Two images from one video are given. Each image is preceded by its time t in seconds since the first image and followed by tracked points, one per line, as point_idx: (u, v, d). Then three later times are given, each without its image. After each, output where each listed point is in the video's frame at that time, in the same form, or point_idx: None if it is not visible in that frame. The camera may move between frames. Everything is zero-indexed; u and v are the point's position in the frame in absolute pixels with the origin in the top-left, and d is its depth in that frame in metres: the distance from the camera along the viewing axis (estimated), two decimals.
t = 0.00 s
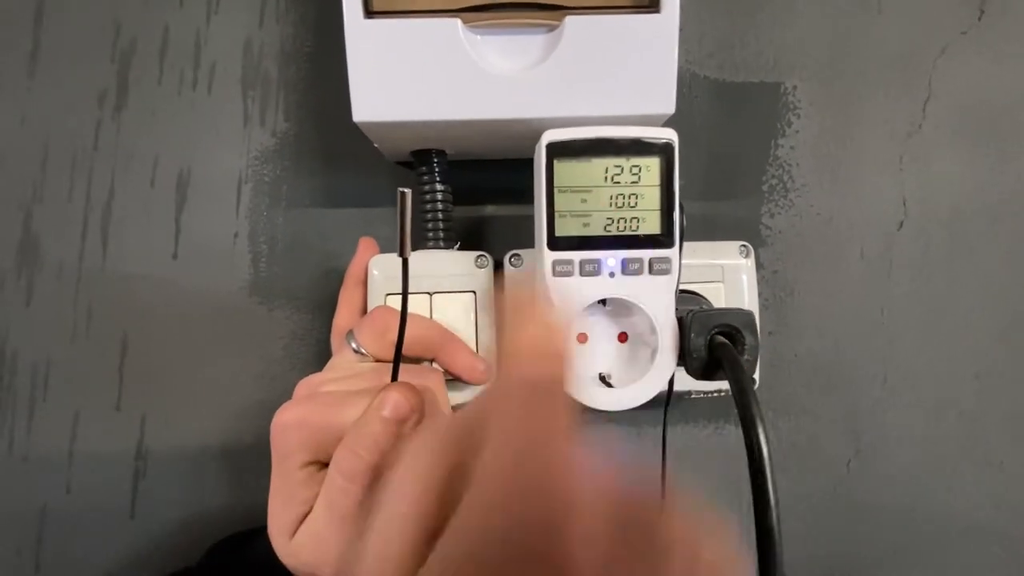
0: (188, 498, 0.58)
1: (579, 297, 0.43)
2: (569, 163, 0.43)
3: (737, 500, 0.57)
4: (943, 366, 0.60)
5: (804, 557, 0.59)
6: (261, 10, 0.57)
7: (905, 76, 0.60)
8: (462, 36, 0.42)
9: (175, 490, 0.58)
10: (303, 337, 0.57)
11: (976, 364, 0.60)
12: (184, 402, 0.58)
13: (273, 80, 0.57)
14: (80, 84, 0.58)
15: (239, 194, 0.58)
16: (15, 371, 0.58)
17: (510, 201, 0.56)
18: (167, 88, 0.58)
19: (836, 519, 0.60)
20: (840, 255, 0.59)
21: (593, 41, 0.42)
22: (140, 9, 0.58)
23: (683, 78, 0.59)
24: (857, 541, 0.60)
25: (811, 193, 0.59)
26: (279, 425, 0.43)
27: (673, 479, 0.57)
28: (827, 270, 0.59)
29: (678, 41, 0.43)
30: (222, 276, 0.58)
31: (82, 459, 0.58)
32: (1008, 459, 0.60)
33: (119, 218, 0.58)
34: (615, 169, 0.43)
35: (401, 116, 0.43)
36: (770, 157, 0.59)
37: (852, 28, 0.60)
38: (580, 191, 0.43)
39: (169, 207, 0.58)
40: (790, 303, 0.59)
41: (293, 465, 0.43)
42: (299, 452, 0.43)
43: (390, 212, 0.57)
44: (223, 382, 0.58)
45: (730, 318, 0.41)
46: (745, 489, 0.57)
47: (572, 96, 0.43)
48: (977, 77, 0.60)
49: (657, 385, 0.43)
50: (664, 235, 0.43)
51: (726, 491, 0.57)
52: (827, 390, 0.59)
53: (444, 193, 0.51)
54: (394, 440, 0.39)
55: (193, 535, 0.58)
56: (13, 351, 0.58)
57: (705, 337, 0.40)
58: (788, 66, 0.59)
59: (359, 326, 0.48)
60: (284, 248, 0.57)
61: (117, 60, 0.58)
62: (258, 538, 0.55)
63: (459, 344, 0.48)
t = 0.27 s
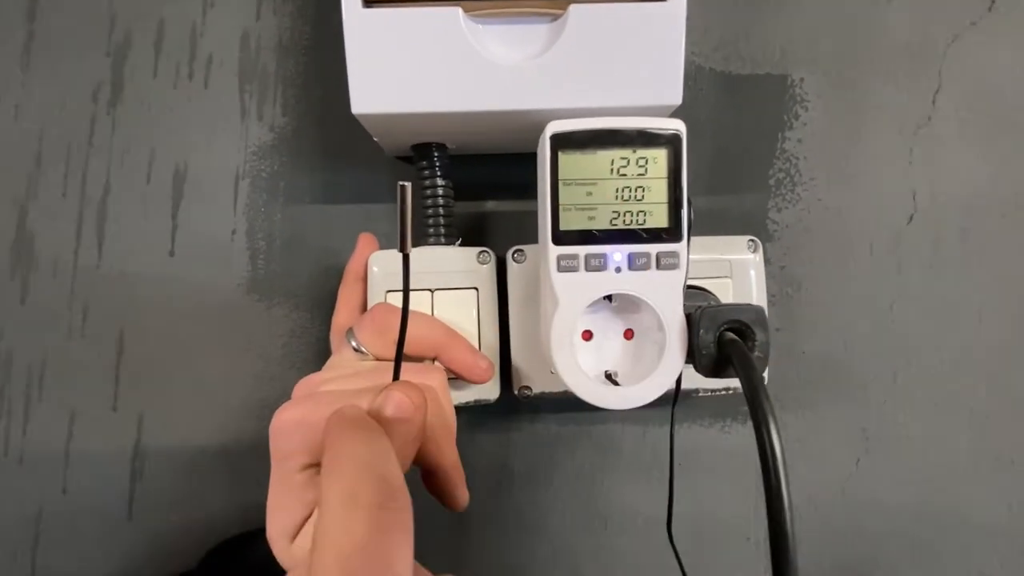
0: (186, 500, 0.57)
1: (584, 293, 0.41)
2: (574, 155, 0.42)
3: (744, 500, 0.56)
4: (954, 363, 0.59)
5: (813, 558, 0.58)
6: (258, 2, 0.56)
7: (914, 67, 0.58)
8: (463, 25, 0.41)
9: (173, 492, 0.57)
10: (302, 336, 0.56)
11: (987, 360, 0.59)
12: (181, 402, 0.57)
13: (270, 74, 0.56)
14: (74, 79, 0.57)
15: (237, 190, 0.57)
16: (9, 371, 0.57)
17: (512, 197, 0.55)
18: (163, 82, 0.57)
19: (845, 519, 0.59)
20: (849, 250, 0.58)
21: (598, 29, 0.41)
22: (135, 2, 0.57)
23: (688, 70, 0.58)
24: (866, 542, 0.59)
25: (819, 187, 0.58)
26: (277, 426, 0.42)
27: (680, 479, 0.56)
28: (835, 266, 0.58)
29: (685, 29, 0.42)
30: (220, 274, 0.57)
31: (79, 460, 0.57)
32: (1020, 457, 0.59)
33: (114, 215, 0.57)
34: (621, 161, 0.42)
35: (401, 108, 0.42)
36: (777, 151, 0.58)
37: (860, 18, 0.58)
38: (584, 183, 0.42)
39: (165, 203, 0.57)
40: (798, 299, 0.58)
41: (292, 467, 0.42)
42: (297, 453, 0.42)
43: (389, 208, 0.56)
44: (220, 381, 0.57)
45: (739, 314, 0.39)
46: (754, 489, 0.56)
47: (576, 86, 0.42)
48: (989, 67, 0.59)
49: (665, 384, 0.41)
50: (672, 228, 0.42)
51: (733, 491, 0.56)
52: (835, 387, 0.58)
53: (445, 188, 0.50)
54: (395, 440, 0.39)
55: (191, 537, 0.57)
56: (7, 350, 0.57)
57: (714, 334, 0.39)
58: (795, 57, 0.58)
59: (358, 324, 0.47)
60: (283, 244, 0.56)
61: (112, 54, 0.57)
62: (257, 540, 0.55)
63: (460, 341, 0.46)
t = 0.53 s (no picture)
0: (190, 502, 0.56)
1: (592, 293, 0.41)
2: (582, 154, 0.41)
3: (753, 501, 0.55)
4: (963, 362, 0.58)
5: (821, 560, 0.58)
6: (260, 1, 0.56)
7: (922, 64, 0.58)
8: (469, 23, 0.41)
9: (176, 494, 0.56)
10: (306, 337, 0.56)
11: (997, 360, 0.58)
12: (185, 404, 0.56)
13: (273, 73, 0.56)
14: (75, 79, 0.56)
15: (239, 190, 0.56)
16: (12, 374, 0.56)
17: (517, 196, 0.54)
18: (165, 82, 0.56)
19: (853, 520, 0.58)
20: (857, 249, 0.58)
21: (606, 26, 0.41)
22: (136, 2, 0.56)
23: (694, 68, 0.57)
24: (875, 542, 0.58)
25: (826, 185, 0.58)
26: (279, 429, 0.42)
27: (687, 480, 0.55)
28: (843, 264, 0.58)
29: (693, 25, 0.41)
30: (223, 275, 0.56)
31: (82, 463, 0.56)
32: None
33: (116, 217, 0.56)
34: (630, 159, 0.42)
35: (406, 107, 0.42)
36: (784, 149, 0.58)
37: (868, 15, 0.58)
38: (592, 182, 0.42)
39: (168, 204, 0.56)
40: (806, 299, 0.58)
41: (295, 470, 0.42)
42: (300, 456, 0.41)
43: (394, 208, 0.56)
44: (224, 383, 0.56)
45: (750, 313, 0.39)
46: (763, 490, 0.56)
47: (582, 84, 0.42)
48: (997, 64, 0.58)
49: (675, 385, 0.40)
50: (681, 227, 0.41)
51: (741, 492, 0.56)
52: (844, 387, 0.58)
53: (450, 187, 0.50)
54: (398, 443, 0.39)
55: (195, 540, 0.56)
56: (10, 352, 0.56)
57: (725, 334, 0.39)
58: (802, 54, 0.58)
59: (363, 326, 0.46)
60: (286, 245, 0.56)
61: (113, 53, 0.56)
62: (262, 543, 0.54)
63: (466, 342, 0.46)
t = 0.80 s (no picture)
0: (192, 506, 0.56)
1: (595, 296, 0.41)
2: (584, 157, 0.41)
3: (756, 503, 0.55)
4: (966, 364, 0.58)
5: (825, 562, 0.58)
6: (260, 3, 0.56)
7: (924, 64, 0.58)
8: (470, 26, 0.41)
9: (178, 498, 0.56)
10: (307, 340, 0.56)
11: (1000, 361, 0.58)
12: (186, 407, 0.56)
13: (273, 76, 0.56)
14: (75, 82, 0.56)
15: (240, 192, 0.56)
16: (12, 378, 0.56)
17: (519, 198, 0.54)
18: (165, 84, 0.56)
19: (857, 521, 0.58)
20: (859, 250, 0.58)
21: (608, 28, 0.41)
22: (136, 4, 0.56)
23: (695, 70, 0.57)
24: (878, 545, 0.58)
25: (828, 186, 0.58)
26: (278, 432, 0.42)
27: (690, 483, 0.55)
28: (845, 266, 0.58)
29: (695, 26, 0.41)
30: (224, 277, 0.56)
31: (82, 467, 0.56)
32: None
33: (117, 220, 0.56)
34: (632, 162, 0.41)
35: (406, 110, 0.42)
36: (785, 150, 0.57)
37: (870, 16, 0.58)
38: (595, 185, 0.41)
39: (168, 207, 0.56)
40: (808, 300, 0.58)
41: (294, 473, 0.42)
42: (298, 459, 0.41)
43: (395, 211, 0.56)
44: (225, 386, 0.56)
45: (753, 316, 0.39)
46: (766, 493, 0.55)
47: (583, 87, 0.42)
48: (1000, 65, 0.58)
49: (677, 388, 0.40)
50: (683, 229, 0.41)
51: (744, 494, 0.55)
52: (846, 388, 0.58)
53: (451, 190, 0.50)
54: (396, 446, 0.39)
55: (196, 544, 0.56)
56: (10, 355, 0.56)
57: (728, 337, 0.39)
58: (804, 55, 0.58)
59: (364, 329, 0.46)
60: (287, 248, 0.56)
61: (114, 56, 0.56)
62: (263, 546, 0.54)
63: (467, 346, 0.46)
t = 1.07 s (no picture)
0: (193, 507, 0.56)
1: (595, 298, 0.41)
2: (584, 159, 0.41)
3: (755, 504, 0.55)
4: (965, 364, 0.58)
5: (824, 562, 0.58)
6: (260, 6, 0.56)
7: (923, 65, 0.58)
8: (470, 29, 0.41)
9: (179, 499, 0.56)
10: (308, 341, 0.56)
11: (998, 361, 0.58)
12: (187, 409, 0.56)
13: (273, 78, 0.56)
14: (76, 85, 0.56)
15: (241, 195, 0.56)
16: (13, 380, 0.56)
17: (519, 200, 0.54)
18: (165, 87, 0.56)
19: (856, 521, 0.58)
20: (858, 251, 0.58)
21: (608, 31, 0.41)
22: (137, 7, 0.56)
23: (695, 71, 0.57)
24: (877, 545, 0.58)
25: (827, 187, 0.58)
26: (278, 433, 0.42)
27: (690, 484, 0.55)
28: (844, 266, 0.58)
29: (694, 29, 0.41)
30: (225, 279, 0.56)
31: (83, 468, 0.56)
32: None
33: (118, 222, 0.56)
34: (632, 164, 0.42)
35: (406, 112, 0.42)
36: (784, 152, 0.58)
37: (869, 17, 0.58)
38: (594, 187, 0.42)
39: (169, 209, 0.56)
40: (807, 301, 0.58)
41: (294, 474, 0.42)
42: (298, 460, 0.42)
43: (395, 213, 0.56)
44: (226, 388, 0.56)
45: (753, 318, 0.40)
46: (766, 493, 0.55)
47: (583, 89, 0.42)
48: (998, 66, 0.58)
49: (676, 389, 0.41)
50: (683, 231, 0.41)
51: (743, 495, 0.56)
52: (846, 389, 0.58)
53: (451, 192, 0.50)
54: (393, 448, 0.39)
55: (196, 545, 0.56)
56: (11, 358, 0.56)
57: (729, 338, 0.39)
58: (803, 57, 0.58)
59: (364, 331, 0.46)
60: (287, 250, 0.56)
61: (114, 58, 0.56)
62: (263, 547, 0.54)
63: (467, 347, 0.46)
